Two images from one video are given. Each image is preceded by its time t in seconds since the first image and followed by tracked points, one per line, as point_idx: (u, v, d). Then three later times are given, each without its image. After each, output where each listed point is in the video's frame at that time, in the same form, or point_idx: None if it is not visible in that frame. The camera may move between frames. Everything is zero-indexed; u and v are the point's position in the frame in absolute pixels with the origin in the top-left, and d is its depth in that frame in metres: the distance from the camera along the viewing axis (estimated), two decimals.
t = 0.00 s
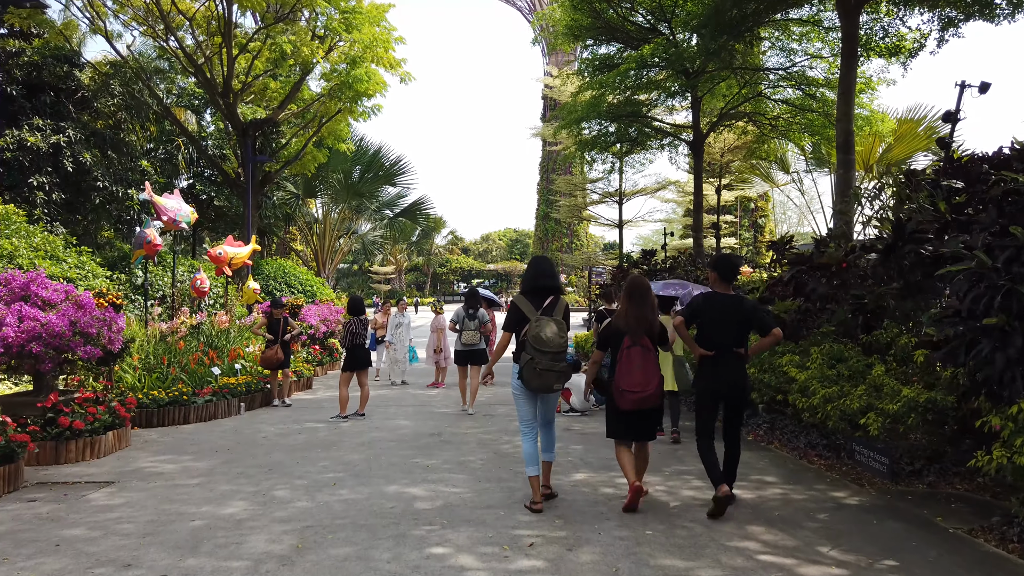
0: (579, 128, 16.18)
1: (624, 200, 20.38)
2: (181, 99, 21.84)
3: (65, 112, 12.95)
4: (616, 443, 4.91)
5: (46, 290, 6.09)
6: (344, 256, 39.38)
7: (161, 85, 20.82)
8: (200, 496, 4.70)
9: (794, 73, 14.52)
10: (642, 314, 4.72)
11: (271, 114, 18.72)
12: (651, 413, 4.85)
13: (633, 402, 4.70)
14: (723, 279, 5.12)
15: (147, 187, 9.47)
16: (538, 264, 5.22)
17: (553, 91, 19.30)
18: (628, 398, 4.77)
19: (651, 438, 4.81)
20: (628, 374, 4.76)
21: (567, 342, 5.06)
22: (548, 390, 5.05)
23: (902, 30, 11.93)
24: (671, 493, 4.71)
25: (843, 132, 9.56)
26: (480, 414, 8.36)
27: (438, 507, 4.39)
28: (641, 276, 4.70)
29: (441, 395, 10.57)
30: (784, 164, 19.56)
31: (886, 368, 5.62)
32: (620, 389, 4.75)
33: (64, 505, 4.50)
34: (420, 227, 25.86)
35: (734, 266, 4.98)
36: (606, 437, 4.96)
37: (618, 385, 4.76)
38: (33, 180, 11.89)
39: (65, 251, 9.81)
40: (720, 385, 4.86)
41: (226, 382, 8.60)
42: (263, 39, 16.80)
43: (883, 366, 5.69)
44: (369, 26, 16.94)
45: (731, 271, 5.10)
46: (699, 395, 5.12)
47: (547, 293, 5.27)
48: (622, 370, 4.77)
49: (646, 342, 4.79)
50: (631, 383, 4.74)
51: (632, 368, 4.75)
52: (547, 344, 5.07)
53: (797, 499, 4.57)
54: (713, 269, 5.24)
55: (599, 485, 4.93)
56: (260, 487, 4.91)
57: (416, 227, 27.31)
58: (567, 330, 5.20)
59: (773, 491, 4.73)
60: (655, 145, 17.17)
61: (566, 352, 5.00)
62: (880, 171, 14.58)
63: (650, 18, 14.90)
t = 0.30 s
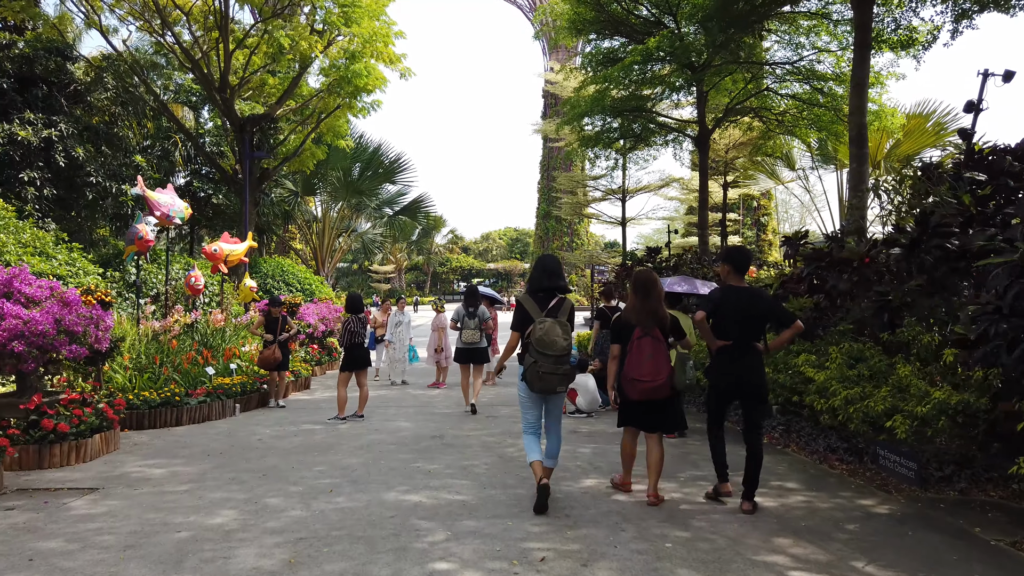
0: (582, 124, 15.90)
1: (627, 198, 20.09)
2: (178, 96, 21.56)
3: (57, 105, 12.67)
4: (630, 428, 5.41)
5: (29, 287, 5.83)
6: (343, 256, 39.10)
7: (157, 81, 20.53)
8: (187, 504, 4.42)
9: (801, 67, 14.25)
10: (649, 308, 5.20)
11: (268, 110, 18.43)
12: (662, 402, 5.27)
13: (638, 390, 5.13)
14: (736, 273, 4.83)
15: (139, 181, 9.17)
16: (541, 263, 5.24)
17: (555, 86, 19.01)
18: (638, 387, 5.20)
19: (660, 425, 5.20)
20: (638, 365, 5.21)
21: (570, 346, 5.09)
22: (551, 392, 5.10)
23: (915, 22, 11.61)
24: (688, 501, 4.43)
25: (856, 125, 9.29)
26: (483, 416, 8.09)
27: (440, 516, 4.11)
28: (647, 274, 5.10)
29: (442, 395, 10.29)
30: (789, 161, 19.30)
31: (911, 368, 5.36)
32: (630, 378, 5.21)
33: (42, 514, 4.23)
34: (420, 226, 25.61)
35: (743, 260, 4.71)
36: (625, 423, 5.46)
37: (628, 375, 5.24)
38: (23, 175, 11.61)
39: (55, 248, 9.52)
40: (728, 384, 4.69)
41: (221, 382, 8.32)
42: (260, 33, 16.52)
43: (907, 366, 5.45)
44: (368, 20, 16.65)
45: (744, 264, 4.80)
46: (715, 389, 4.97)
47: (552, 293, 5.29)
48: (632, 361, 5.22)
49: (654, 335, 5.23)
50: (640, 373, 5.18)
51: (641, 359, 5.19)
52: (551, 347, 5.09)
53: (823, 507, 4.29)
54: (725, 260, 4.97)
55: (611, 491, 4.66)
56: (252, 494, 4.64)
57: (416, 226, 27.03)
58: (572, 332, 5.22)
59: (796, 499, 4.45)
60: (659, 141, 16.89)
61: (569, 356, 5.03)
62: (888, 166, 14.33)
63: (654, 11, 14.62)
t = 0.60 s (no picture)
0: (586, 121, 15.63)
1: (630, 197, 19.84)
2: (176, 93, 21.29)
3: (50, 101, 12.39)
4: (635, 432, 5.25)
5: (14, 286, 5.56)
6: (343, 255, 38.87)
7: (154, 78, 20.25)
8: (177, 518, 4.16)
9: (810, 63, 13.99)
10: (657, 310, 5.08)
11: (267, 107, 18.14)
12: (664, 406, 5.12)
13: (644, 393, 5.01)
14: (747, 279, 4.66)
15: (133, 177, 8.89)
16: (546, 261, 5.11)
17: (558, 83, 18.74)
18: (642, 390, 5.08)
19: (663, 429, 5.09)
20: (642, 367, 5.11)
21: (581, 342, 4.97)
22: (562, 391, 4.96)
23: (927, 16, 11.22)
24: (709, 515, 4.17)
25: (871, 120, 9.02)
26: (488, 420, 7.83)
27: (445, 533, 3.84)
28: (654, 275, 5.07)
29: (445, 398, 10.03)
30: (796, 159, 19.05)
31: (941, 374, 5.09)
32: (635, 381, 5.08)
33: (21, 530, 3.97)
34: (421, 225, 25.35)
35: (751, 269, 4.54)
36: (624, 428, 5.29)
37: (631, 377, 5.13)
38: (15, 172, 11.32)
39: (47, 246, 9.23)
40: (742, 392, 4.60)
41: (217, 385, 8.06)
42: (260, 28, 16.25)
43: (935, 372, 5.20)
44: (369, 15, 16.37)
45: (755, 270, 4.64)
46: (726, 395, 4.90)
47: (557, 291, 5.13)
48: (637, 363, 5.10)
49: (660, 337, 5.14)
50: (645, 376, 5.06)
51: (646, 361, 5.08)
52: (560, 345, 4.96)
53: (854, 523, 4.02)
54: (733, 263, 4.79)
55: (626, 504, 4.40)
56: (246, 507, 4.38)
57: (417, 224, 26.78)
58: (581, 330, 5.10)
59: (824, 513, 4.18)
60: (664, 139, 16.63)
61: (581, 352, 4.90)
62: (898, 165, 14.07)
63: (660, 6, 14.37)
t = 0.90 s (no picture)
0: (588, 117, 15.39)
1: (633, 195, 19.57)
2: (173, 90, 21.04)
3: (42, 95, 12.18)
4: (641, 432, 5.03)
5: None
6: (343, 255, 38.61)
7: (151, 74, 20.00)
8: (161, 529, 3.92)
9: (817, 58, 13.74)
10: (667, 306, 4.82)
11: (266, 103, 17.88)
12: (671, 405, 4.89)
13: (651, 391, 4.77)
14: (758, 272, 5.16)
15: (125, 172, 8.62)
16: (546, 264, 5.41)
17: (561, 80, 18.47)
18: (649, 388, 4.85)
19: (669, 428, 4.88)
20: (648, 365, 4.87)
21: (575, 347, 5.26)
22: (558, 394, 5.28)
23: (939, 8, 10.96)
24: (729, 524, 3.91)
25: (885, 113, 8.77)
26: (490, 422, 7.58)
27: (447, 545, 3.59)
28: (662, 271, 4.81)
29: (446, 399, 9.78)
30: (802, 157, 18.79)
31: (969, 377, 4.86)
32: (641, 379, 4.86)
33: None
34: (421, 224, 25.10)
35: (763, 262, 5.07)
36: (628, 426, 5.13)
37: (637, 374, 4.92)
38: (6, 167, 11.07)
39: (37, 243, 8.97)
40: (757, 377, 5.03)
41: (211, 387, 7.81)
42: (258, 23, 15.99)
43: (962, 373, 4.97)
44: (369, 9, 16.11)
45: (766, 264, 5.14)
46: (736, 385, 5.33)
47: (558, 294, 5.47)
48: (644, 360, 4.85)
49: (668, 333, 4.89)
50: (653, 374, 4.84)
51: (654, 359, 4.83)
52: (556, 348, 5.27)
53: (885, 534, 3.76)
54: (743, 261, 5.40)
55: (639, 512, 4.15)
56: (235, 518, 4.11)
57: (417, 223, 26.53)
58: (578, 334, 5.40)
59: (852, 523, 3.92)
60: (668, 136, 16.37)
61: (575, 357, 5.19)
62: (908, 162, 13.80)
63: None
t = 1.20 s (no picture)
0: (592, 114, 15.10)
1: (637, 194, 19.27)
2: (170, 88, 20.76)
3: (33, 92, 11.97)
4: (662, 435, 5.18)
5: None
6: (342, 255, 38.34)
7: (147, 72, 19.70)
8: (142, 549, 3.65)
9: (826, 54, 13.47)
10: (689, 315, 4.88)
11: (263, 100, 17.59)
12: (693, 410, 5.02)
13: (673, 399, 4.87)
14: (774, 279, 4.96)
15: (116, 169, 8.33)
16: (551, 265, 5.31)
17: (563, 77, 18.18)
18: (671, 394, 4.96)
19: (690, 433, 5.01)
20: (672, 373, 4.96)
21: (582, 345, 5.10)
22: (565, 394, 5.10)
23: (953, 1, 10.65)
24: (752, 544, 3.64)
25: (899, 109, 8.48)
26: (492, 428, 7.31)
27: (450, 569, 3.32)
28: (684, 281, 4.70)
29: (447, 403, 9.51)
30: (807, 154, 18.51)
31: (999, 382, 4.59)
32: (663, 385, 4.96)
33: None
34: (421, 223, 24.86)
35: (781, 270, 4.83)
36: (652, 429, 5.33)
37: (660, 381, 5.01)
38: None
39: (24, 242, 8.69)
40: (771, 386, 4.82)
41: (203, 391, 7.54)
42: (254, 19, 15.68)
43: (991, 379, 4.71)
44: (367, 4, 15.82)
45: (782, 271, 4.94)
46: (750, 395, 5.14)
47: (562, 295, 5.33)
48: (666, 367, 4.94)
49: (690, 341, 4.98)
50: (674, 380, 4.94)
51: (676, 366, 4.91)
52: (562, 347, 5.11)
53: (922, 555, 3.50)
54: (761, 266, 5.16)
55: (655, 530, 3.88)
56: (222, 536, 3.84)
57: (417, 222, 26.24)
58: (585, 333, 5.24)
59: (884, 543, 3.66)
60: (672, 134, 16.08)
61: (582, 354, 5.03)
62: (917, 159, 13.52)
63: None
